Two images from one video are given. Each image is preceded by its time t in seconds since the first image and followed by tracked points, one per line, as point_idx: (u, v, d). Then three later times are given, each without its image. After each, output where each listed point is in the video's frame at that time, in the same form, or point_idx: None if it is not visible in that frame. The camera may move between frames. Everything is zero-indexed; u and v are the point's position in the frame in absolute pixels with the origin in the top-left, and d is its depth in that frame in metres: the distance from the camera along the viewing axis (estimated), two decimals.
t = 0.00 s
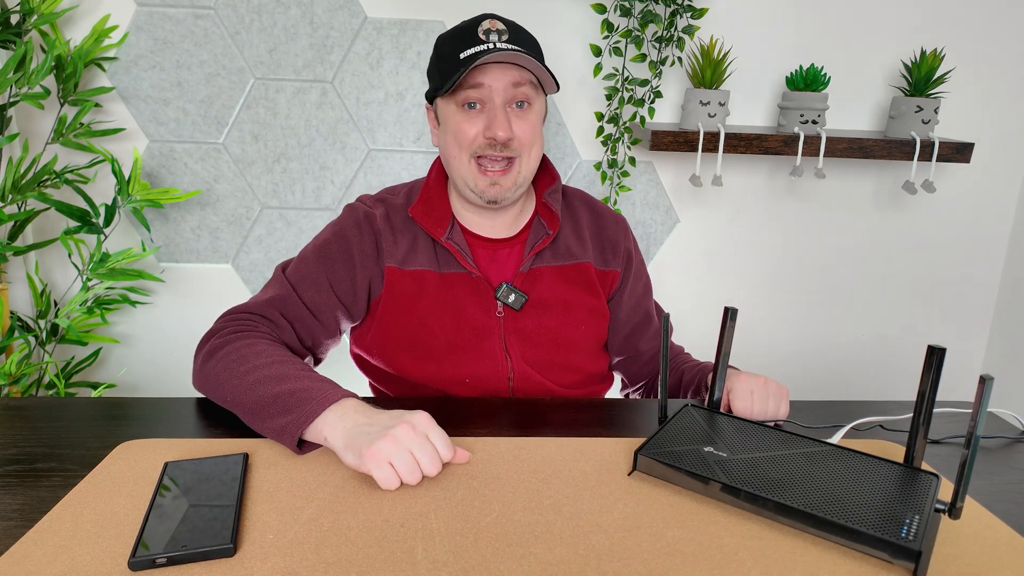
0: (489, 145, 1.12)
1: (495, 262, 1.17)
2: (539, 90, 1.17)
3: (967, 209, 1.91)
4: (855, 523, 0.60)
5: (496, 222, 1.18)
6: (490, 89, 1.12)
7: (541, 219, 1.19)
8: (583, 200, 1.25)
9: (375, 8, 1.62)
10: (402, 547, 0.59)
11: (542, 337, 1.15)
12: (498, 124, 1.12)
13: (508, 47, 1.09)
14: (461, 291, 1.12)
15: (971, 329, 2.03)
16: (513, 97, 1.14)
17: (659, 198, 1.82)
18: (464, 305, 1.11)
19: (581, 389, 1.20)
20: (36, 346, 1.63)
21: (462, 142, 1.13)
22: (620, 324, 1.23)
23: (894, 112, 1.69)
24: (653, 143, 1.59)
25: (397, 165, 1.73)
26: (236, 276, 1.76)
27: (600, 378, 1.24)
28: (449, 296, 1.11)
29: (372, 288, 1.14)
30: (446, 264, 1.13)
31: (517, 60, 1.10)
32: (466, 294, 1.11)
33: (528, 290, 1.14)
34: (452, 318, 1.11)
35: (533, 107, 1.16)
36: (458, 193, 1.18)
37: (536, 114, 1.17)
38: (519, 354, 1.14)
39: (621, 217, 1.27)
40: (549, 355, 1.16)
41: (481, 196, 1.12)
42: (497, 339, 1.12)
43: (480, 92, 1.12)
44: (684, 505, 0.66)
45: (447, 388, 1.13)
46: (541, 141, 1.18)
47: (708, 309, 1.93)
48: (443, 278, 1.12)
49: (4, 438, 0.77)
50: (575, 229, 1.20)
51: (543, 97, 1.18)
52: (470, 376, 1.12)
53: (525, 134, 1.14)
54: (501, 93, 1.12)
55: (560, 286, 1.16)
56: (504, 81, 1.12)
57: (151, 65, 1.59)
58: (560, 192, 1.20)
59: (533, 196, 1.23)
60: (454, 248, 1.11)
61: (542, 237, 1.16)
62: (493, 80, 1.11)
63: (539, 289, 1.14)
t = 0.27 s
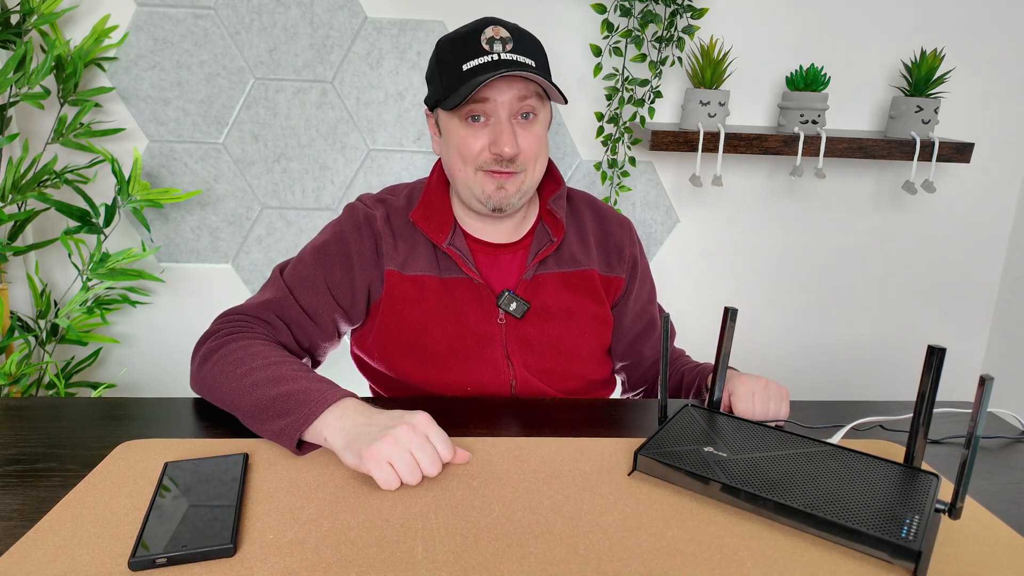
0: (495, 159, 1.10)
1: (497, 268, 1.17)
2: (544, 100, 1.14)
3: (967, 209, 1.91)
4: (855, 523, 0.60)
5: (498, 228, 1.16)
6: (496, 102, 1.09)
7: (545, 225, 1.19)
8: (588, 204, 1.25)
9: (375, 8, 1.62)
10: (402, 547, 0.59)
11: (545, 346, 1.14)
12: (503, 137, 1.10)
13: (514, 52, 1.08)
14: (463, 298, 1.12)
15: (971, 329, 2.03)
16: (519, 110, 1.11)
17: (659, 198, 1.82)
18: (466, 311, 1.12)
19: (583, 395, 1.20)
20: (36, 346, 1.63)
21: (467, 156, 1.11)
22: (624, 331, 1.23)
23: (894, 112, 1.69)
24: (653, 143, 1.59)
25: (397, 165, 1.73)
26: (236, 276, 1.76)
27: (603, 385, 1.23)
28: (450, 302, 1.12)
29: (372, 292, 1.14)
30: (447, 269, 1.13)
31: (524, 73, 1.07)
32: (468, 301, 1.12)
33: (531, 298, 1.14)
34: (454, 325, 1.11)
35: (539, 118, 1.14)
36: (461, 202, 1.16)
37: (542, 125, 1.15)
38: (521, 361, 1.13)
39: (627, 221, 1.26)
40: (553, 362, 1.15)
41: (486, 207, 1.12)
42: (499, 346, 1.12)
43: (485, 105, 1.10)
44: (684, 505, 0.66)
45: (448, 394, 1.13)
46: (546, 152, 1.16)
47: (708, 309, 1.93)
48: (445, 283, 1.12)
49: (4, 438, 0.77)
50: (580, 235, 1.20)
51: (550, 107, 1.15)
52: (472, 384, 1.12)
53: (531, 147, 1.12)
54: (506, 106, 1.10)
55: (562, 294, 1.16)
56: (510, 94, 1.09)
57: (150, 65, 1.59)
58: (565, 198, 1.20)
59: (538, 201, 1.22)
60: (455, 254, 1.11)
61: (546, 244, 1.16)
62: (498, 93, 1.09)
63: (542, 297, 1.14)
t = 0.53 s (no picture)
0: (496, 164, 1.11)
1: (500, 270, 1.18)
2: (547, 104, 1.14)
3: (967, 209, 1.91)
4: (855, 524, 0.60)
5: (501, 230, 1.17)
6: (497, 107, 1.09)
7: (549, 227, 1.18)
8: (591, 206, 1.25)
9: (375, 8, 1.62)
10: (403, 547, 0.59)
11: (547, 347, 1.15)
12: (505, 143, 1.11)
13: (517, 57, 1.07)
14: (466, 299, 1.12)
15: (971, 329, 2.02)
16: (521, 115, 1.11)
17: (659, 198, 1.82)
18: (468, 313, 1.12)
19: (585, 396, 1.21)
20: (36, 346, 1.63)
21: (469, 160, 1.12)
22: (626, 332, 1.24)
23: (894, 112, 1.69)
24: (653, 143, 1.59)
25: (397, 166, 1.73)
26: (236, 276, 1.75)
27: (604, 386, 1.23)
28: (452, 303, 1.11)
29: (374, 293, 1.14)
30: (450, 271, 1.13)
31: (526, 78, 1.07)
32: (470, 302, 1.12)
33: (534, 301, 1.14)
34: (456, 326, 1.11)
35: (541, 123, 1.14)
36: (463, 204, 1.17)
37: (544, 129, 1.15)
38: (523, 362, 1.13)
39: (630, 222, 1.26)
40: (554, 363, 1.16)
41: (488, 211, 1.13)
42: (501, 348, 1.12)
43: (487, 109, 1.10)
44: (683, 505, 0.66)
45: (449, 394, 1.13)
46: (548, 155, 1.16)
47: (708, 309, 1.93)
48: (448, 285, 1.12)
49: (4, 438, 0.77)
50: (583, 237, 1.20)
51: (552, 111, 1.15)
52: (473, 385, 1.12)
53: (532, 152, 1.12)
54: (508, 111, 1.10)
55: (565, 296, 1.16)
56: (512, 99, 1.09)
57: (150, 65, 1.59)
58: (568, 201, 1.19)
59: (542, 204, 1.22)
60: (459, 257, 1.10)
61: (550, 246, 1.16)
62: (501, 98, 1.09)
63: (544, 300, 1.14)
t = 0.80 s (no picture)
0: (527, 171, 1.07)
1: (499, 268, 1.17)
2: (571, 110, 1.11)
3: (967, 209, 1.91)
4: (856, 523, 0.60)
5: (506, 228, 1.16)
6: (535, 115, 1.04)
7: (546, 224, 1.18)
8: (588, 203, 1.25)
9: (375, 8, 1.62)
10: (403, 547, 0.59)
11: (544, 343, 1.15)
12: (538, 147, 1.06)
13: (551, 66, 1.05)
14: (464, 296, 1.12)
15: (971, 329, 2.03)
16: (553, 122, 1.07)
17: (659, 198, 1.82)
18: (467, 309, 1.12)
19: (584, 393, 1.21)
20: (36, 346, 1.63)
21: (498, 164, 1.07)
22: (622, 329, 1.24)
23: (894, 112, 1.69)
24: (653, 143, 1.59)
25: (397, 166, 1.73)
26: (236, 276, 1.75)
27: (602, 382, 1.24)
28: (451, 300, 1.11)
29: (374, 291, 1.14)
30: (448, 268, 1.13)
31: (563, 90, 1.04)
32: (469, 299, 1.12)
33: (532, 296, 1.14)
34: (455, 322, 1.11)
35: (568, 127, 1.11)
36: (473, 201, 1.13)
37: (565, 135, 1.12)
38: (522, 358, 1.13)
39: (626, 220, 1.26)
40: (552, 359, 1.16)
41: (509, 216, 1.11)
42: (500, 344, 1.12)
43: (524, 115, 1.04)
44: (683, 505, 0.66)
45: (448, 390, 1.13)
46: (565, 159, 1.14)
47: (708, 309, 1.93)
48: (446, 282, 1.12)
49: (4, 438, 0.77)
50: (580, 234, 1.20)
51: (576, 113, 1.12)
52: (472, 381, 1.12)
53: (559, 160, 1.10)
54: (543, 118, 1.05)
55: (562, 292, 1.16)
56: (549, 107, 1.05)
57: (150, 65, 1.59)
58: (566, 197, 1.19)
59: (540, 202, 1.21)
60: (457, 252, 1.10)
61: (548, 243, 1.16)
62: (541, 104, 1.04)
63: (542, 295, 1.14)
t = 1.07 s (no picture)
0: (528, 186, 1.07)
1: (495, 265, 1.17)
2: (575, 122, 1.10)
3: (967, 209, 1.91)
4: (855, 523, 0.60)
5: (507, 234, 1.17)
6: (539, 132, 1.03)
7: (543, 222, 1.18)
8: (584, 201, 1.25)
9: (375, 8, 1.62)
10: (403, 547, 0.59)
11: (542, 339, 1.15)
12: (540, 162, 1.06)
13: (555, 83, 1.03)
14: (461, 293, 1.12)
15: (971, 329, 2.03)
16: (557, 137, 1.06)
17: (659, 198, 1.82)
18: (464, 306, 1.12)
19: (582, 389, 1.21)
20: (36, 346, 1.63)
21: (501, 180, 1.06)
22: (618, 326, 1.23)
23: (894, 112, 1.69)
24: (653, 143, 1.59)
25: (397, 166, 1.73)
26: (236, 276, 1.75)
27: (599, 378, 1.24)
28: (449, 298, 1.11)
29: (374, 289, 1.14)
30: (446, 266, 1.13)
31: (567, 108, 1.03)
32: (467, 296, 1.12)
33: (530, 292, 1.14)
34: (453, 320, 1.11)
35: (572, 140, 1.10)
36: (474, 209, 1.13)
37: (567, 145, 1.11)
38: (520, 354, 1.14)
39: (622, 218, 1.26)
40: (549, 355, 1.16)
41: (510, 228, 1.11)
42: (498, 341, 1.12)
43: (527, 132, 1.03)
44: (683, 505, 0.66)
45: (446, 386, 1.13)
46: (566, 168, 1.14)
47: (708, 309, 1.93)
48: (444, 280, 1.12)
49: (4, 438, 0.77)
50: (576, 231, 1.20)
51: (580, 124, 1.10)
52: (470, 376, 1.12)
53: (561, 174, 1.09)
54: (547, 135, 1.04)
55: (560, 289, 1.16)
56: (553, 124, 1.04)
57: (150, 65, 1.59)
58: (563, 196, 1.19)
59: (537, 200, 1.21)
60: (454, 250, 1.11)
61: (545, 241, 1.16)
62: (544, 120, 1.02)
63: (540, 292, 1.14)
